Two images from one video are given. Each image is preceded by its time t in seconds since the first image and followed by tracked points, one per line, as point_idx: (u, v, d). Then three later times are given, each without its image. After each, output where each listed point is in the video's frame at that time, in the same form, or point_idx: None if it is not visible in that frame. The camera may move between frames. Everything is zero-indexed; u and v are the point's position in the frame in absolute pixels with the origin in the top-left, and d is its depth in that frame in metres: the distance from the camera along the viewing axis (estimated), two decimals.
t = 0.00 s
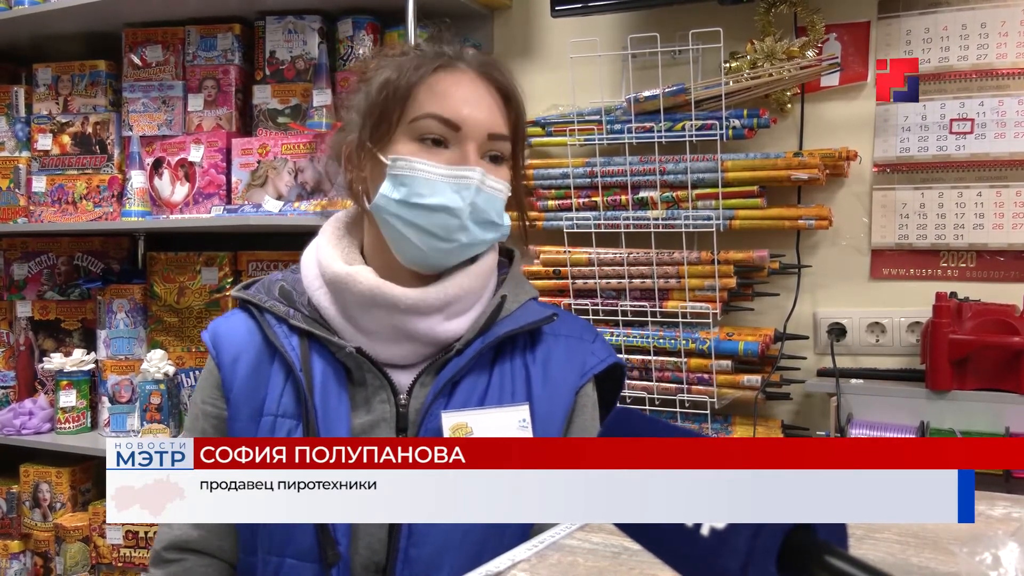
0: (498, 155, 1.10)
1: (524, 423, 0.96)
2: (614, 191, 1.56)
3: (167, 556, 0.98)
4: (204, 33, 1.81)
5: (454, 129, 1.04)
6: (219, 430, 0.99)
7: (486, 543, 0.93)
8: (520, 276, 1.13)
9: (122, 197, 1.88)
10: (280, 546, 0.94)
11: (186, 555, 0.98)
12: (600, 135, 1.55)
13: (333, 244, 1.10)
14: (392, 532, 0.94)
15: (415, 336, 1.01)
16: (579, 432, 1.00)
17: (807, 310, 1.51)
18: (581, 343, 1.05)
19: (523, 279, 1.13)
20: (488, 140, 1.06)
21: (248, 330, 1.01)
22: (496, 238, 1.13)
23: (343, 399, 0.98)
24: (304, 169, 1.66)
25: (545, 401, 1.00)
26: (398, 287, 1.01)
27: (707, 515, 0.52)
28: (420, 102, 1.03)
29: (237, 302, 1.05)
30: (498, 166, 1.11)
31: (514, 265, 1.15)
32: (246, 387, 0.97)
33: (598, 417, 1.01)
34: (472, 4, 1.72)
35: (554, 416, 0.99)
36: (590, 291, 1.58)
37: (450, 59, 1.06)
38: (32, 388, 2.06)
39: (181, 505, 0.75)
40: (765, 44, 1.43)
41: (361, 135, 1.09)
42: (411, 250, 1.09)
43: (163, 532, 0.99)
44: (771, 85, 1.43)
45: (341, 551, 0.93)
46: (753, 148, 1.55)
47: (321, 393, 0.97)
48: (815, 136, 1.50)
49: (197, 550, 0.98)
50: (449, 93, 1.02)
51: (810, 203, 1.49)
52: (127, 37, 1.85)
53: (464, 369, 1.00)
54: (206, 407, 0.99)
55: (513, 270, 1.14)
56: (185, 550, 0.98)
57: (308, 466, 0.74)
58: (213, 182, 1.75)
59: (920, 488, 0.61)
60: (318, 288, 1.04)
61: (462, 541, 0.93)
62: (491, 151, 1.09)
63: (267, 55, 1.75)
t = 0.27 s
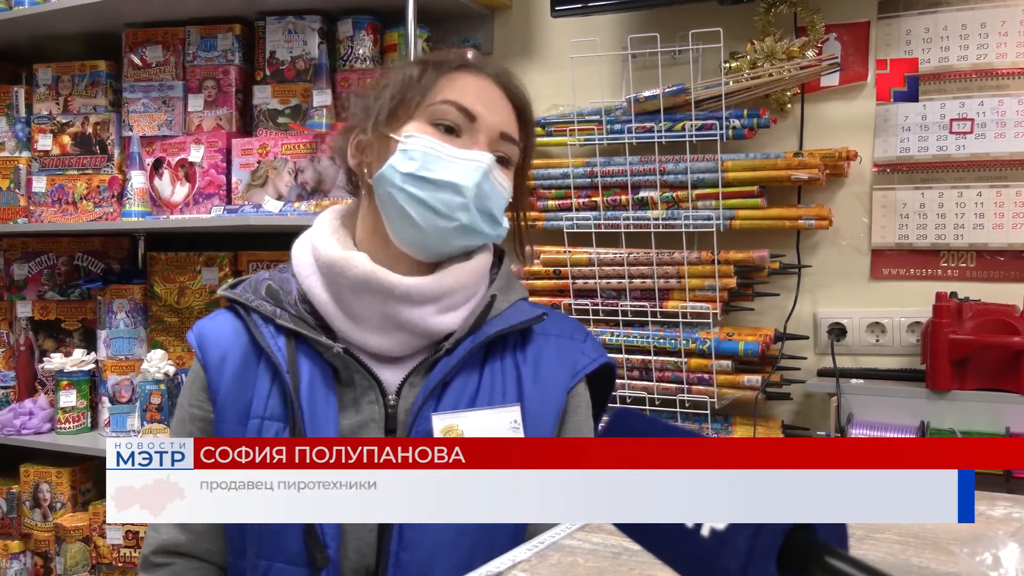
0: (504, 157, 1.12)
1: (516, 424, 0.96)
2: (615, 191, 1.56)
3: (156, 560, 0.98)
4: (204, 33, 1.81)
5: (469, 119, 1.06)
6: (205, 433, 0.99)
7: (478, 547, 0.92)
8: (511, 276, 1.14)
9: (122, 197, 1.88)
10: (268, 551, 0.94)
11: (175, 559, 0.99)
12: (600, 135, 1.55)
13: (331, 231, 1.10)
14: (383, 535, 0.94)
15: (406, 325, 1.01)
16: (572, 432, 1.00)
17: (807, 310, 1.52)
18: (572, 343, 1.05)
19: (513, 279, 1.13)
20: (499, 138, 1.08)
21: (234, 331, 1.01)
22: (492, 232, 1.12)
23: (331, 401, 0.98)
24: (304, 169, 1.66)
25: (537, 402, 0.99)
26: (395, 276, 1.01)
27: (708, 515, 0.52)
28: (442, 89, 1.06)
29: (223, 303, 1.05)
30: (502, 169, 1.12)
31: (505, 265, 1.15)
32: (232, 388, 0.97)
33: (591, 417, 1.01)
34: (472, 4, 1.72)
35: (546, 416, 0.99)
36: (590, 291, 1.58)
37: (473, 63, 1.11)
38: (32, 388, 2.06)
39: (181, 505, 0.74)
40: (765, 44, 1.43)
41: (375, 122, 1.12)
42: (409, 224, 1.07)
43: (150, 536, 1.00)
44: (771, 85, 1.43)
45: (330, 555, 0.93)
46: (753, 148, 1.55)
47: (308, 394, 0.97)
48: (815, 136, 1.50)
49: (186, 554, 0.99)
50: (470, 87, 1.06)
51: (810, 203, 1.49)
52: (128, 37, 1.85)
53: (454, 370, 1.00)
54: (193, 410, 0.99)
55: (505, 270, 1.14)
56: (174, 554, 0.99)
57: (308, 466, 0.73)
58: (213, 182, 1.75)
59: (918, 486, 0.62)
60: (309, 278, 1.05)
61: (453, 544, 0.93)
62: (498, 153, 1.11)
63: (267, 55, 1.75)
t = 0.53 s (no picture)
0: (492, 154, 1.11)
1: (515, 425, 0.96)
2: (615, 191, 1.56)
3: (158, 565, 0.99)
4: (204, 33, 1.81)
5: (451, 119, 1.05)
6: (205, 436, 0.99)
7: (479, 548, 0.93)
8: (508, 277, 1.14)
9: (123, 197, 1.88)
10: (268, 555, 0.94)
11: (177, 564, 0.99)
12: (601, 135, 1.55)
13: (326, 235, 1.10)
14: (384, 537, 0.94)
15: (404, 328, 1.01)
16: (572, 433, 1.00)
17: (807, 310, 1.52)
18: (571, 343, 1.05)
19: (511, 280, 1.13)
20: (484, 136, 1.07)
21: (232, 335, 1.01)
22: (482, 233, 1.12)
23: (330, 404, 0.98)
24: (305, 169, 1.67)
25: (536, 401, 0.99)
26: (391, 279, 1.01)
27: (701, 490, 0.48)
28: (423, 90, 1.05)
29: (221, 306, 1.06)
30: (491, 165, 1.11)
31: (501, 266, 1.15)
32: (230, 392, 0.97)
33: (591, 416, 1.02)
34: (472, 4, 1.72)
35: (545, 416, 0.99)
36: (590, 292, 1.58)
37: (456, 58, 1.10)
38: (32, 388, 2.06)
39: (181, 504, 0.73)
40: (766, 44, 1.43)
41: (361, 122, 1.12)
42: (394, 230, 1.07)
43: (152, 541, 1.01)
44: (771, 85, 1.43)
45: (331, 558, 0.93)
46: (753, 149, 1.55)
47: (307, 398, 0.97)
48: (815, 136, 1.50)
49: (188, 559, 0.99)
50: (450, 84, 1.05)
51: (810, 204, 1.49)
52: (128, 38, 1.86)
53: (453, 372, 1.00)
54: (192, 414, 1.00)
55: (501, 271, 1.14)
56: (176, 559, 0.99)
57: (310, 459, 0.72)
58: (213, 182, 1.75)
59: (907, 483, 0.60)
60: (308, 281, 1.06)
61: (455, 546, 0.93)
62: (485, 149, 1.10)
63: (268, 55, 1.75)
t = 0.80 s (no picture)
0: (485, 158, 1.10)
1: (510, 424, 0.98)
2: (615, 191, 1.56)
3: (155, 564, 0.98)
4: (205, 33, 1.81)
5: (441, 125, 1.04)
6: (205, 436, 1.01)
7: (475, 546, 0.95)
8: (505, 278, 1.14)
9: (123, 197, 1.88)
10: (264, 553, 0.95)
11: (174, 563, 0.99)
12: (601, 136, 1.55)
13: (320, 241, 1.10)
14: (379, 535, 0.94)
15: (399, 333, 1.01)
16: (567, 432, 1.01)
17: (807, 311, 1.52)
18: (567, 343, 1.05)
19: (507, 280, 1.13)
20: (475, 141, 1.06)
21: (231, 335, 1.02)
22: (475, 241, 1.10)
23: (326, 402, 0.98)
24: (305, 169, 1.66)
25: (531, 402, 1.00)
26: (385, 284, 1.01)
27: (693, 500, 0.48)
28: (411, 97, 1.05)
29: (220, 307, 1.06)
30: (483, 170, 1.11)
31: (498, 268, 1.15)
32: (229, 392, 0.98)
33: (586, 416, 1.02)
34: (473, 4, 1.72)
35: (541, 417, 0.99)
36: (590, 292, 1.58)
37: (447, 63, 1.09)
38: (32, 388, 2.06)
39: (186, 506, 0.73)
40: (766, 45, 1.43)
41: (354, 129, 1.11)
42: (386, 241, 1.06)
43: (149, 540, 1.00)
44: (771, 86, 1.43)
45: (327, 556, 0.92)
46: (753, 149, 1.55)
47: (303, 397, 0.97)
48: (815, 136, 1.50)
49: (186, 558, 0.99)
50: (441, 90, 1.04)
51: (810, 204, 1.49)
52: (129, 38, 1.86)
53: (449, 371, 0.99)
54: (191, 414, 1.01)
55: (498, 272, 1.14)
56: (174, 558, 0.99)
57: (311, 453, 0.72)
58: (214, 182, 1.75)
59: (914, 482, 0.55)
60: (303, 286, 1.06)
61: (451, 545, 0.94)
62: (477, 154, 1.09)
63: (268, 56, 1.75)
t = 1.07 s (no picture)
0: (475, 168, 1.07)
1: (509, 422, 0.99)
2: (615, 192, 1.56)
3: (157, 562, 0.98)
4: (205, 33, 1.81)
5: (426, 141, 1.02)
6: (206, 434, 1.00)
7: (474, 543, 0.95)
8: (505, 278, 1.14)
9: (123, 197, 1.88)
10: (265, 548, 0.94)
11: (176, 561, 0.99)
12: (601, 136, 1.55)
13: (317, 247, 1.10)
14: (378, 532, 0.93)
15: (398, 337, 1.01)
16: (565, 431, 1.00)
17: (807, 311, 1.52)
18: (566, 344, 1.05)
19: (507, 280, 1.14)
20: (461, 155, 1.03)
21: (233, 334, 1.02)
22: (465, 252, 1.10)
23: (328, 399, 0.98)
24: (305, 169, 1.66)
25: (530, 401, 1.00)
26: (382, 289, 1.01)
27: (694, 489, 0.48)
28: (394, 112, 1.02)
29: (222, 307, 1.07)
30: (472, 181, 1.07)
31: (499, 268, 1.15)
32: (230, 390, 0.98)
33: (585, 415, 1.02)
34: (473, 4, 1.72)
35: (540, 416, 0.99)
36: (590, 292, 1.58)
37: (436, 69, 1.05)
38: (32, 388, 2.06)
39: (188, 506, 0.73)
40: (766, 45, 1.43)
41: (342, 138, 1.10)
42: (373, 257, 1.07)
43: (150, 538, 0.99)
44: (771, 87, 1.42)
45: (327, 550, 0.92)
46: (753, 150, 1.55)
47: (305, 394, 0.97)
48: (815, 137, 1.50)
49: (188, 555, 1.00)
50: (426, 104, 1.01)
51: (810, 205, 1.49)
52: (129, 38, 1.86)
53: (448, 369, 0.99)
54: (193, 412, 1.01)
55: (498, 272, 1.15)
56: (175, 556, 0.99)
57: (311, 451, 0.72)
58: (214, 182, 1.75)
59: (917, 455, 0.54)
60: (302, 291, 1.05)
61: (450, 541, 0.94)
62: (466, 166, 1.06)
63: (269, 56, 1.75)
